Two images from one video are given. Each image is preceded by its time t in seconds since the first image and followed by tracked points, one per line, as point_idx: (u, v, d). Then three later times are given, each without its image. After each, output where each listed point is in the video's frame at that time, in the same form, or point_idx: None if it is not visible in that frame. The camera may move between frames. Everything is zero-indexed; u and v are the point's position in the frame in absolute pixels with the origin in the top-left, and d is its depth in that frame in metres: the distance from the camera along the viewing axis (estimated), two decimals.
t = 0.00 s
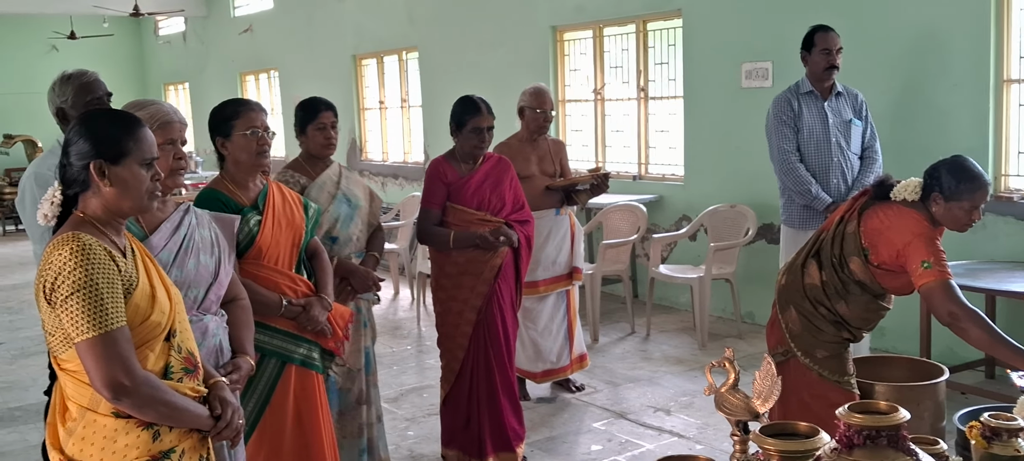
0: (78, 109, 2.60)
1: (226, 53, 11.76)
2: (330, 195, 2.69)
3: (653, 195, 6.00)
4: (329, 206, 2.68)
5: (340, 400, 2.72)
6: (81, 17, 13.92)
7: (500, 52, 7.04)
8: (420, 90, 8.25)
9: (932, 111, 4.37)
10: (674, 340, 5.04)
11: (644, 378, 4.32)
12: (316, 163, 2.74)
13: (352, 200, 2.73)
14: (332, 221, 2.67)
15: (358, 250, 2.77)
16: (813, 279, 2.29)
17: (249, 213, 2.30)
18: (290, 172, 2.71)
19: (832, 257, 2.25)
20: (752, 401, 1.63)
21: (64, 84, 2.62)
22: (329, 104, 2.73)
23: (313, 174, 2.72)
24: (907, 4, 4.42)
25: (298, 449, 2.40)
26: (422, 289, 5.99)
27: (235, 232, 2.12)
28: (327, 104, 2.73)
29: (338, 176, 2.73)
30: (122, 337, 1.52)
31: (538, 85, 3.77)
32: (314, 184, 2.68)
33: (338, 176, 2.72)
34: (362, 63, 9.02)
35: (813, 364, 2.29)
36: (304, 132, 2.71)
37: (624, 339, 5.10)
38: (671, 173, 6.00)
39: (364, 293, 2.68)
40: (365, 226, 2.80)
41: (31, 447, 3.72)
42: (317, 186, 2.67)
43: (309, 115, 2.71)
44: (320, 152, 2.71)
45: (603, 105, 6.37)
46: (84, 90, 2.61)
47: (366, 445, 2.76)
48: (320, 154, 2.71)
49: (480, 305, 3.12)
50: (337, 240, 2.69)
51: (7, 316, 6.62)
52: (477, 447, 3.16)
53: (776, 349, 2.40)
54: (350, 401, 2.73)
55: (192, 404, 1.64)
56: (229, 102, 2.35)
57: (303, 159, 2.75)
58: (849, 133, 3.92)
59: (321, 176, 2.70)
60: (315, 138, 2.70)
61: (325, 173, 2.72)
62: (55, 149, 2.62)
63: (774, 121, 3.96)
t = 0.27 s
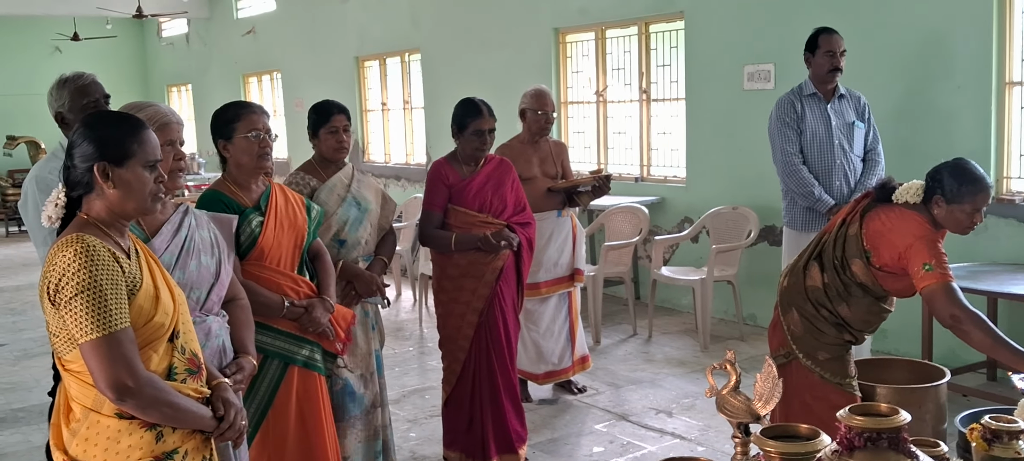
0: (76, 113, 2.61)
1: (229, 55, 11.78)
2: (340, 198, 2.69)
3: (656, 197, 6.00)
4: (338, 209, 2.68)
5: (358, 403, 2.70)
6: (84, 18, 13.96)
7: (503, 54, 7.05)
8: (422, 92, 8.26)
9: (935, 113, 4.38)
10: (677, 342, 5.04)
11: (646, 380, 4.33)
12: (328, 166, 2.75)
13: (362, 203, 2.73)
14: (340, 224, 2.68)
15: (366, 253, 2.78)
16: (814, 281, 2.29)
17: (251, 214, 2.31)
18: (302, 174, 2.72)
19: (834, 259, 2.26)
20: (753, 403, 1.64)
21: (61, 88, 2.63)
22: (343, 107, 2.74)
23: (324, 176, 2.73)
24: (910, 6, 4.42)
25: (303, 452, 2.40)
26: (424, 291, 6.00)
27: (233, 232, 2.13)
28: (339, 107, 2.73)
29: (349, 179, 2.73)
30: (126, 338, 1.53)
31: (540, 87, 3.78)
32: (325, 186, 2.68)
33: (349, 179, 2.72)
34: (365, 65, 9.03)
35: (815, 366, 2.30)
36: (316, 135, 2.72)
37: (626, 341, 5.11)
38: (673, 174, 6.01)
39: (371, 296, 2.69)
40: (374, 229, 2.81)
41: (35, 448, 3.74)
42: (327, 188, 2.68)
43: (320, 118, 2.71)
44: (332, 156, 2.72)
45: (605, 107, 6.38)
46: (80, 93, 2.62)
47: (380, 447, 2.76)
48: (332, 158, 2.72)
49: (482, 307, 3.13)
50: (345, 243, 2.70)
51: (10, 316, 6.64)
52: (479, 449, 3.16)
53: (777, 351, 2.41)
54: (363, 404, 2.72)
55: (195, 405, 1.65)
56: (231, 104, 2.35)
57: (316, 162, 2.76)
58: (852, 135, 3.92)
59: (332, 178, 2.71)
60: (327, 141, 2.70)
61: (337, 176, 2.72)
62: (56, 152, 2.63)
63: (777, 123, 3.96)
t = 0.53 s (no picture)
0: (79, 111, 2.62)
1: (231, 55, 11.80)
2: (347, 197, 2.70)
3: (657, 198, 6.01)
4: (344, 209, 2.69)
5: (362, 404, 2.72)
6: (87, 19, 13.99)
7: (505, 54, 7.06)
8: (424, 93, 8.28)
9: (936, 114, 4.38)
10: (677, 342, 5.05)
11: (647, 380, 4.34)
12: (334, 166, 2.76)
13: (368, 203, 2.75)
14: (346, 223, 2.69)
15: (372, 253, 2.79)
16: (814, 281, 2.30)
17: (252, 213, 2.32)
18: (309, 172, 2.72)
19: (834, 259, 2.26)
20: (753, 402, 1.64)
21: (63, 87, 2.64)
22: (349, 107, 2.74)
23: (331, 176, 2.73)
24: (911, 8, 4.42)
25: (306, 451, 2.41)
26: (425, 291, 6.01)
27: (230, 230, 2.14)
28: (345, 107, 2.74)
29: (355, 179, 2.74)
30: (129, 336, 1.54)
31: (541, 88, 3.79)
32: (332, 185, 2.69)
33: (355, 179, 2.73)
34: (367, 65, 9.05)
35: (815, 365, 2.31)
36: (322, 135, 2.72)
37: (627, 341, 5.11)
38: (675, 175, 6.01)
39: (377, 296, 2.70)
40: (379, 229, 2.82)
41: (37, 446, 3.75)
42: (334, 188, 2.69)
43: (326, 117, 2.72)
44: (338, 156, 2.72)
45: (607, 108, 6.39)
46: (82, 90, 2.63)
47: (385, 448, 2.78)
48: (339, 158, 2.73)
49: (483, 307, 3.13)
50: (351, 242, 2.71)
51: (13, 316, 6.66)
52: (480, 449, 3.17)
53: (778, 351, 2.41)
54: (365, 404, 2.74)
55: (197, 403, 1.66)
56: (232, 105, 2.36)
57: (322, 161, 2.77)
58: (852, 136, 3.93)
59: (338, 178, 2.72)
60: (333, 141, 2.71)
61: (343, 175, 2.73)
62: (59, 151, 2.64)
63: (778, 124, 3.96)
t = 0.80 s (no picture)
0: (85, 109, 2.64)
1: (233, 56, 11.82)
2: (347, 197, 2.71)
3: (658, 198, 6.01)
4: (345, 209, 2.70)
5: (362, 407, 2.73)
6: (89, 20, 14.01)
7: (506, 55, 7.07)
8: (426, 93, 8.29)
9: (937, 115, 4.38)
10: (678, 343, 5.05)
11: (648, 381, 4.34)
12: (333, 167, 2.76)
13: (369, 203, 2.75)
14: (349, 224, 2.69)
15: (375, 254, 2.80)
16: (812, 279, 2.31)
17: (252, 215, 2.33)
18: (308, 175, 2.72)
19: (830, 256, 2.27)
20: (752, 402, 1.64)
21: (69, 85, 2.66)
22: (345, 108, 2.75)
23: (330, 177, 2.73)
24: (912, 8, 4.42)
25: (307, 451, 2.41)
26: (427, 291, 6.01)
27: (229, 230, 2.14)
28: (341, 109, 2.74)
29: (354, 180, 2.74)
30: (130, 336, 1.54)
31: (541, 89, 3.80)
32: (331, 186, 2.69)
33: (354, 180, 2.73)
34: (369, 66, 9.06)
35: (815, 365, 2.31)
36: (320, 137, 2.73)
37: (628, 342, 5.11)
38: (676, 175, 6.01)
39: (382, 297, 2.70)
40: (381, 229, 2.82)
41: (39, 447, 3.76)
42: (334, 188, 2.69)
43: (325, 119, 2.72)
44: (336, 158, 2.73)
45: (608, 109, 6.39)
46: (88, 88, 2.65)
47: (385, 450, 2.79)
48: (337, 159, 2.73)
49: (485, 307, 3.14)
50: (354, 244, 2.71)
51: (16, 316, 6.68)
52: (482, 449, 3.17)
53: (779, 352, 2.42)
54: (366, 407, 2.75)
55: (198, 401, 1.67)
56: (233, 106, 2.36)
57: (320, 163, 2.77)
58: (853, 137, 3.93)
59: (338, 179, 2.72)
60: (331, 142, 2.71)
61: (342, 176, 2.73)
62: (64, 150, 2.65)
63: (779, 124, 3.97)
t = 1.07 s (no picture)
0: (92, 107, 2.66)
1: (235, 57, 11.84)
2: (346, 198, 2.72)
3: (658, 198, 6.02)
4: (345, 211, 2.71)
5: (362, 407, 2.75)
6: (91, 21, 14.04)
7: (507, 56, 7.08)
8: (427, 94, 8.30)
9: (937, 114, 4.39)
10: (679, 342, 5.06)
11: (648, 380, 4.35)
12: (330, 168, 2.76)
13: (368, 204, 2.77)
14: (349, 225, 2.71)
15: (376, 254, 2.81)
16: (799, 272, 2.33)
17: (254, 214, 2.34)
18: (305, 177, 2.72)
19: (812, 245, 2.29)
20: (751, 399, 1.66)
21: (78, 84, 2.68)
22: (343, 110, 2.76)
23: (327, 179, 2.73)
24: (912, 7, 4.43)
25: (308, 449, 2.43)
26: (428, 291, 6.03)
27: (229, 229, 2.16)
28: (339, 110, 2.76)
29: (353, 182, 2.75)
30: (126, 335, 1.55)
31: (542, 89, 3.81)
32: (331, 188, 2.70)
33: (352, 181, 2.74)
34: (370, 67, 9.07)
35: (809, 360, 2.31)
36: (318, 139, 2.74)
37: (629, 341, 5.12)
38: (676, 175, 6.03)
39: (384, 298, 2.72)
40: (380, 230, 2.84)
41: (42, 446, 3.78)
42: (333, 190, 2.70)
43: (324, 120, 2.74)
44: (335, 159, 2.74)
45: (609, 109, 6.40)
46: (97, 87, 2.67)
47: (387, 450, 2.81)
48: (336, 161, 2.74)
49: (486, 306, 3.16)
50: (354, 245, 2.73)
51: (19, 317, 6.70)
52: (482, 448, 3.19)
53: (777, 352, 2.43)
54: (366, 408, 2.77)
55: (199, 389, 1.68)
56: (234, 106, 2.38)
57: (317, 164, 2.77)
58: (853, 136, 3.94)
59: (336, 180, 2.73)
60: (330, 143, 2.72)
61: (340, 178, 2.74)
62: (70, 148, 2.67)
63: (778, 124, 3.98)
